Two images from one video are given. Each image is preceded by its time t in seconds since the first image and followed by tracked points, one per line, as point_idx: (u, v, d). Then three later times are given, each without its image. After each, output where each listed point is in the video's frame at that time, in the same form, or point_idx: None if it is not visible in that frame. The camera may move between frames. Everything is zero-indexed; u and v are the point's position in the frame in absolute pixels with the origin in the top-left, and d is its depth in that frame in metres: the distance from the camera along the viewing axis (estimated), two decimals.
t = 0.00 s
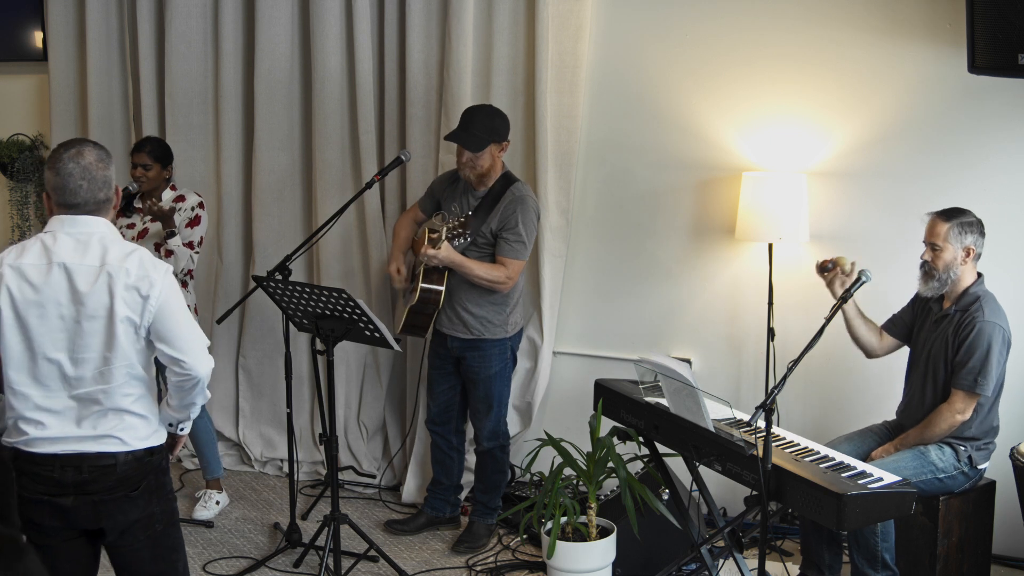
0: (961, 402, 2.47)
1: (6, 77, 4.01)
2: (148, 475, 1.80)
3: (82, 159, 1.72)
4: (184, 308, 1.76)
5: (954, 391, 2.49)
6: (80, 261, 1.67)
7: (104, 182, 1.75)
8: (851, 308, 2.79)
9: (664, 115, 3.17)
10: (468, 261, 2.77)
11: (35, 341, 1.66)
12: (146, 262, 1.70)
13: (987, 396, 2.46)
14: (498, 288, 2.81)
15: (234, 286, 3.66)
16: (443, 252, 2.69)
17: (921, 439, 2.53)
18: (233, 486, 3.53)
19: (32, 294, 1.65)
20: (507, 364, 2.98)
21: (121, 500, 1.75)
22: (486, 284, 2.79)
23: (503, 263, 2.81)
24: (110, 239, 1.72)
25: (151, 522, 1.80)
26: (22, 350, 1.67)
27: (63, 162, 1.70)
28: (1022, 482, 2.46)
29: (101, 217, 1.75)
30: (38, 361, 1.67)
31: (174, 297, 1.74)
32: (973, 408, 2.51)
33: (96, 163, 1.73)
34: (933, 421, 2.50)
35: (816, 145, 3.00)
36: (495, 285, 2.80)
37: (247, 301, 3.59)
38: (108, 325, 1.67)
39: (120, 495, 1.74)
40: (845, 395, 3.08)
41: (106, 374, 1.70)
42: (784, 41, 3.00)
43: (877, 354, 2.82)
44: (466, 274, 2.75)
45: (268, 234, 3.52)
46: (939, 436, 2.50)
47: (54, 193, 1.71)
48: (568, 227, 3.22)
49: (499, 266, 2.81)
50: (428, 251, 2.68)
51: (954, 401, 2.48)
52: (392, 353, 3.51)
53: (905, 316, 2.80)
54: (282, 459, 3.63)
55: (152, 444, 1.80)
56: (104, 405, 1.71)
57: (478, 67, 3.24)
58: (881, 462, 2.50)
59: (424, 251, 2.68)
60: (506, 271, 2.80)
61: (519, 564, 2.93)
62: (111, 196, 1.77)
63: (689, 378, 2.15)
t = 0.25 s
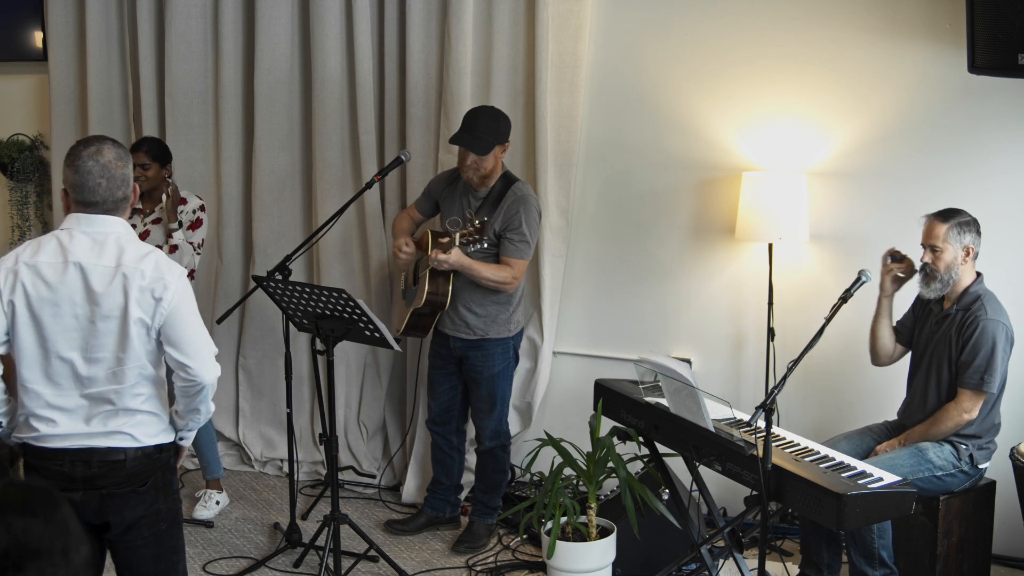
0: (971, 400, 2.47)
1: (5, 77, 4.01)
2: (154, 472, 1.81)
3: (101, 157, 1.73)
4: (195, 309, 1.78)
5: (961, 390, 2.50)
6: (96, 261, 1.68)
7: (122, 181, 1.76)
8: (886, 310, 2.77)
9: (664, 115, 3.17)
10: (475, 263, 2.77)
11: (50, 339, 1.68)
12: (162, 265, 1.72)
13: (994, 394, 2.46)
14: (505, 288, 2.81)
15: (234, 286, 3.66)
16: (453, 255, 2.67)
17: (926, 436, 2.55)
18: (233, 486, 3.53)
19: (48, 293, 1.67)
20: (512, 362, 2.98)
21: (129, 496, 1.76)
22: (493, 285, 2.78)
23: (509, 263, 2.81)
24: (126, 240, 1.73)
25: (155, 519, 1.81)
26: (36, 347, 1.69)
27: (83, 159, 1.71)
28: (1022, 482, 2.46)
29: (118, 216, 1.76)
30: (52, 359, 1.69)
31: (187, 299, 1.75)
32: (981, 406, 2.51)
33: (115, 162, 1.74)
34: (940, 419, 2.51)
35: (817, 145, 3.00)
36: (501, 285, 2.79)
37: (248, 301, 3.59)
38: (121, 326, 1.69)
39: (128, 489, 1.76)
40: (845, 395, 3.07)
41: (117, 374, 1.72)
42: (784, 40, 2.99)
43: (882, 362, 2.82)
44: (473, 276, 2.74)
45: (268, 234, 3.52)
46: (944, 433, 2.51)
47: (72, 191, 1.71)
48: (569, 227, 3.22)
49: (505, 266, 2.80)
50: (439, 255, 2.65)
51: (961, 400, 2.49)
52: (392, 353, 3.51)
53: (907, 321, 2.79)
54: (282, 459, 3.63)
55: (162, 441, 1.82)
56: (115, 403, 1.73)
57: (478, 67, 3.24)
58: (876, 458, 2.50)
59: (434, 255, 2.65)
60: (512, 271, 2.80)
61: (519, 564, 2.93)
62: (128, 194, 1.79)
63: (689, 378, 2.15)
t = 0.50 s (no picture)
0: (963, 395, 2.48)
1: (5, 77, 4.01)
2: (160, 470, 1.81)
3: (113, 157, 1.73)
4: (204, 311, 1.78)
5: (956, 385, 2.50)
6: (105, 261, 1.69)
7: (134, 180, 1.77)
8: (846, 310, 2.75)
9: (664, 115, 3.17)
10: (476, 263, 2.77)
11: (59, 339, 1.69)
12: (172, 266, 1.72)
13: (989, 391, 2.47)
14: (506, 288, 2.82)
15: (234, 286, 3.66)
16: (453, 254, 2.68)
17: (922, 435, 2.54)
18: (233, 486, 3.53)
19: (57, 293, 1.68)
20: (513, 363, 2.99)
21: (135, 493, 1.77)
22: (493, 285, 2.79)
23: (509, 263, 2.81)
24: (136, 240, 1.73)
25: (159, 517, 1.80)
26: (45, 346, 1.71)
27: (95, 159, 1.72)
28: (1021, 482, 2.46)
29: (129, 216, 1.76)
30: (60, 359, 1.70)
31: (195, 301, 1.75)
32: (974, 402, 2.52)
33: (127, 162, 1.75)
34: (934, 417, 2.51)
35: (817, 145, 3.00)
36: (502, 285, 2.80)
37: (248, 301, 3.59)
38: (130, 327, 1.70)
39: (134, 487, 1.76)
40: (845, 394, 3.07)
41: (125, 374, 1.73)
42: (784, 40, 3.00)
43: (875, 352, 2.78)
44: (474, 276, 2.75)
45: (268, 234, 3.52)
46: (938, 432, 2.51)
47: (83, 190, 1.72)
48: (569, 227, 3.22)
49: (505, 266, 2.81)
50: (438, 254, 2.67)
51: (955, 395, 2.49)
52: (392, 353, 3.51)
53: (907, 315, 2.79)
54: (282, 459, 3.63)
55: (168, 441, 1.83)
56: (121, 404, 1.74)
57: (478, 66, 3.24)
58: (875, 456, 2.51)
59: (434, 254, 2.67)
60: (512, 271, 2.81)
61: (519, 564, 2.93)
62: (139, 194, 1.79)
63: (688, 378, 2.15)
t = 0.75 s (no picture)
0: (972, 394, 2.48)
1: (5, 76, 4.01)
2: (164, 471, 1.81)
3: (117, 157, 1.74)
4: (207, 312, 1.78)
5: (963, 385, 2.50)
6: (108, 263, 1.69)
7: (139, 180, 1.77)
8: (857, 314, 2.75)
9: (665, 115, 3.17)
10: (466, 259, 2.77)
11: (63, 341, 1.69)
12: (175, 268, 1.72)
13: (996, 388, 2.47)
14: (495, 288, 2.81)
15: (234, 286, 3.66)
16: (443, 248, 2.65)
17: (929, 433, 2.55)
18: (233, 486, 3.53)
19: (61, 295, 1.68)
20: (504, 365, 2.99)
21: (140, 494, 1.75)
22: (483, 283, 2.78)
23: (501, 262, 2.81)
24: (138, 241, 1.73)
25: (164, 518, 1.79)
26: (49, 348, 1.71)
27: (99, 159, 1.72)
28: (1021, 482, 2.46)
29: (133, 216, 1.77)
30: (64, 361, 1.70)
31: (198, 302, 1.76)
32: (983, 401, 2.51)
33: (132, 162, 1.76)
34: (942, 415, 2.51)
35: (817, 145, 3.00)
36: (491, 284, 2.79)
37: (247, 301, 3.59)
38: (134, 329, 1.70)
39: (139, 487, 1.75)
40: (846, 394, 3.07)
41: (130, 376, 1.73)
42: (784, 40, 2.99)
43: (881, 364, 2.81)
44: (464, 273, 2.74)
45: (268, 234, 3.52)
46: (946, 429, 2.51)
47: (88, 190, 1.73)
48: (569, 227, 3.22)
49: (498, 265, 2.80)
50: (429, 248, 2.63)
51: (965, 395, 2.49)
52: (392, 353, 3.51)
53: (904, 323, 2.79)
54: (282, 459, 3.63)
55: (173, 440, 1.83)
56: (127, 405, 1.74)
57: (478, 66, 3.24)
58: (876, 455, 2.51)
59: (424, 246, 2.63)
60: (504, 270, 2.80)
61: (519, 564, 2.92)
62: (144, 194, 1.80)
63: (688, 378, 2.15)
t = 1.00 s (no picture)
0: (972, 393, 2.48)
1: (5, 76, 4.01)
2: (169, 472, 1.82)
3: (117, 157, 1.74)
4: (209, 316, 1.78)
5: (962, 384, 2.51)
6: (110, 266, 1.69)
7: (139, 180, 1.77)
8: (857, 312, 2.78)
9: (664, 115, 3.17)
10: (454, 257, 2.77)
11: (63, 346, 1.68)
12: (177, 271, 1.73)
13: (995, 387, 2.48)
14: (484, 286, 2.81)
15: (234, 286, 3.67)
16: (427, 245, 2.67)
17: (930, 432, 2.55)
18: (233, 486, 3.53)
19: (62, 299, 1.67)
20: (501, 364, 2.98)
21: (143, 495, 1.76)
22: (471, 281, 2.78)
23: (491, 261, 2.81)
24: (139, 244, 1.73)
25: (167, 519, 1.81)
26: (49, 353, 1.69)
27: (99, 160, 1.72)
28: (1021, 482, 2.46)
29: (134, 217, 1.77)
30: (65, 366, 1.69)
31: (200, 307, 1.76)
32: (982, 401, 2.52)
33: (131, 162, 1.76)
34: (942, 414, 2.52)
35: (817, 145, 3.00)
36: (480, 283, 2.79)
37: (247, 301, 3.59)
38: (136, 331, 1.69)
39: (142, 489, 1.76)
40: (845, 394, 3.08)
41: (131, 380, 1.72)
42: (784, 41, 3.00)
43: (879, 362, 2.81)
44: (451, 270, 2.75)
45: (268, 234, 3.52)
46: (946, 429, 2.51)
47: (89, 190, 1.73)
48: (569, 227, 3.22)
49: (488, 265, 2.80)
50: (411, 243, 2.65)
51: (964, 393, 2.49)
52: (392, 353, 3.51)
53: (903, 320, 2.79)
54: (282, 459, 3.63)
55: (177, 442, 1.83)
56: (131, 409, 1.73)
57: (478, 66, 3.24)
58: (877, 455, 2.52)
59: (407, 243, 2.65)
60: (493, 269, 2.80)
61: (519, 564, 2.93)
62: (144, 194, 1.80)
63: (688, 378, 2.15)
